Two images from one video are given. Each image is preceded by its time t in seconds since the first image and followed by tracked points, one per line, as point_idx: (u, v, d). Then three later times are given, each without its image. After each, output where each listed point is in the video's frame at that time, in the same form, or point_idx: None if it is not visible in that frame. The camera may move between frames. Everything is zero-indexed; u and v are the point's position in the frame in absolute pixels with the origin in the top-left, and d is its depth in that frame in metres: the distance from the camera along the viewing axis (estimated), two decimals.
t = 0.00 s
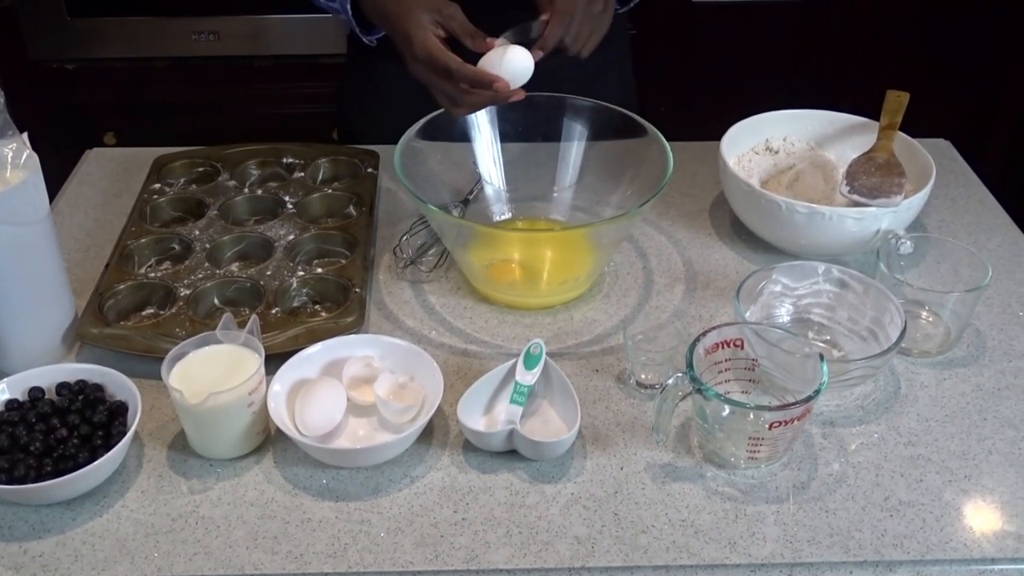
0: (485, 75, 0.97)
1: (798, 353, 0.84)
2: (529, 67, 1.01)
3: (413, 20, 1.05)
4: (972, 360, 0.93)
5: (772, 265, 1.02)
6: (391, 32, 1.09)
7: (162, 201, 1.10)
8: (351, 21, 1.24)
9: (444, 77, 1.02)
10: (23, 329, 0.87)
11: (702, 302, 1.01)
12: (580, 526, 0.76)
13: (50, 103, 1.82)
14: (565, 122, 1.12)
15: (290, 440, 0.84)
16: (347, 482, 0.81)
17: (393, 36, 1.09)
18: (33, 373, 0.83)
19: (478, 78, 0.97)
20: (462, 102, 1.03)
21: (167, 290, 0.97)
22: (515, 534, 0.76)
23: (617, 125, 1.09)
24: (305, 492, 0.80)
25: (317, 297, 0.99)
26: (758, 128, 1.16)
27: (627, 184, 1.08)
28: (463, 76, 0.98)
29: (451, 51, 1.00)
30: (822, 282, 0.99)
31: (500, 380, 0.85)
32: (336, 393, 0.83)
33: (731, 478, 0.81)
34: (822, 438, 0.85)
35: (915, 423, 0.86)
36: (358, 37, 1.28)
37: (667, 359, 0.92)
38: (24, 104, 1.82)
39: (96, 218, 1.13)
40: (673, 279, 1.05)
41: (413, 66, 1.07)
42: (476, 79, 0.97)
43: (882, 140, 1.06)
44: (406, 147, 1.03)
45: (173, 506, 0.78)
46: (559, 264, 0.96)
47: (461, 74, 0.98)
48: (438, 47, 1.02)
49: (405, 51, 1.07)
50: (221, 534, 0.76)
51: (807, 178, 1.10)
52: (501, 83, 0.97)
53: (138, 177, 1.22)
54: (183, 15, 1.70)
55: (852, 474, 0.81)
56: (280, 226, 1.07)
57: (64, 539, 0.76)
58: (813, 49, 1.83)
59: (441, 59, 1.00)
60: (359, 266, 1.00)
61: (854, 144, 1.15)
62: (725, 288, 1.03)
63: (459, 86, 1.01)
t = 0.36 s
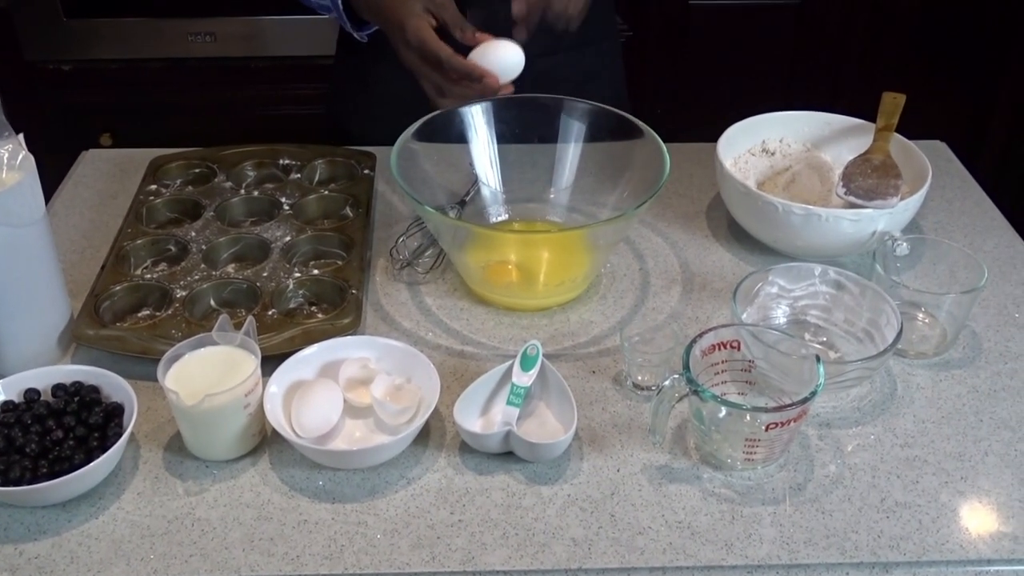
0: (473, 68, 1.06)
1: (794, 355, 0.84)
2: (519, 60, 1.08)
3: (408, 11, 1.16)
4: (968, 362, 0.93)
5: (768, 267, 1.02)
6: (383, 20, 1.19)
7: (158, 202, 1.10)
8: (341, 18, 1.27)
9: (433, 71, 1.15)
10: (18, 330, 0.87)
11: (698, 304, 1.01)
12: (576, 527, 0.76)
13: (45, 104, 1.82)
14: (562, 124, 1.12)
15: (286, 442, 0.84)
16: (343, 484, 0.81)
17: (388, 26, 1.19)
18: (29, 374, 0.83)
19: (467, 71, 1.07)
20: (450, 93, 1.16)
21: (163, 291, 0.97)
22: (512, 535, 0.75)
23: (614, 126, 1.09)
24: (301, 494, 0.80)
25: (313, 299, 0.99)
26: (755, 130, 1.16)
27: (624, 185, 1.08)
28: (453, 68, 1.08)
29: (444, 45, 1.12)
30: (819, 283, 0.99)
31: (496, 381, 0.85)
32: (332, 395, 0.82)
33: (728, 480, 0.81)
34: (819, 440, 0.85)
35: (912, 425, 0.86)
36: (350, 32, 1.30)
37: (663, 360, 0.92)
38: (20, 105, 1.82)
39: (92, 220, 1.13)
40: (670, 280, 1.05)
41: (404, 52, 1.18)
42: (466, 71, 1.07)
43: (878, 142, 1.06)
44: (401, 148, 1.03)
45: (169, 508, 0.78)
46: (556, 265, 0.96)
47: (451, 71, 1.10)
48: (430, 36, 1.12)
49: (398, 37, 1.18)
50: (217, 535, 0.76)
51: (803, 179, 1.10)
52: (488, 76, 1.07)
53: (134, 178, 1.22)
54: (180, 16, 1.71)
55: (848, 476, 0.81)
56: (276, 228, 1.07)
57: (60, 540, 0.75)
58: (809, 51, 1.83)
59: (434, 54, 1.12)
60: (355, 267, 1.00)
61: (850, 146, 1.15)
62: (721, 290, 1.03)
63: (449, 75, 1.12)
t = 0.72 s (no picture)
0: (463, 76, 1.00)
1: (792, 356, 0.84)
2: (511, 75, 1.02)
3: (404, 9, 1.08)
4: (966, 363, 0.93)
5: (766, 268, 1.03)
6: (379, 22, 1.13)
7: (156, 203, 1.10)
8: (340, 18, 1.26)
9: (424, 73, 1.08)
10: (16, 331, 0.87)
11: (696, 305, 1.01)
12: (574, 529, 0.76)
13: (44, 105, 1.82)
14: (560, 125, 1.13)
15: (284, 443, 0.84)
16: (342, 484, 0.81)
17: (384, 24, 1.12)
18: (27, 375, 0.83)
19: (459, 80, 1.01)
20: (437, 99, 1.09)
21: (161, 292, 0.97)
22: (510, 536, 0.75)
23: (613, 127, 1.09)
24: (299, 495, 0.80)
25: (312, 300, 0.99)
26: (753, 132, 1.16)
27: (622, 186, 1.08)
28: (444, 73, 1.01)
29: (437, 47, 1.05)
30: (817, 284, 0.99)
31: (495, 382, 0.85)
32: (330, 395, 0.82)
33: (726, 481, 0.81)
34: (817, 441, 0.85)
35: (910, 426, 0.86)
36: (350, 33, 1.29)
37: (662, 361, 0.92)
38: (18, 105, 1.82)
39: (91, 220, 1.13)
40: (668, 281, 1.05)
41: (396, 51, 1.11)
42: (455, 78, 1.01)
43: (877, 143, 1.05)
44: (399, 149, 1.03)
45: (167, 509, 0.78)
46: (554, 266, 0.96)
47: (443, 73, 1.02)
48: (424, 37, 1.05)
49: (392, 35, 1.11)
50: (216, 537, 0.76)
51: (801, 180, 1.10)
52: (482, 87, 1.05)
53: (133, 179, 1.22)
54: (179, 17, 1.71)
55: (846, 477, 0.81)
56: (274, 228, 1.07)
57: (58, 541, 0.75)
58: (808, 52, 1.84)
59: (426, 50, 1.04)
60: (354, 268, 1.00)
61: (848, 147, 1.15)
62: (719, 291, 1.03)
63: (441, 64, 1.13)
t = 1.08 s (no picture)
0: (436, 78, 1.03)
1: (792, 357, 0.84)
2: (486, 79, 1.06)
3: (374, 11, 1.12)
4: (966, 364, 0.93)
5: (766, 269, 1.03)
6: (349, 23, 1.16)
7: (156, 204, 1.10)
8: (313, 18, 1.26)
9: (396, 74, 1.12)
10: (16, 333, 0.87)
11: (697, 306, 1.01)
12: (575, 530, 0.76)
13: (44, 106, 1.82)
14: (560, 127, 1.13)
15: (285, 444, 0.84)
16: (342, 485, 0.81)
17: (355, 25, 1.15)
18: (27, 376, 0.83)
19: (431, 82, 1.04)
20: (408, 102, 1.13)
21: (161, 293, 0.97)
22: (511, 538, 0.75)
23: (613, 128, 1.09)
24: (299, 496, 0.80)
25: (312, 301, 0.99)
26: (753, 133, 1.16)
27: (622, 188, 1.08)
28: (416, 75, 1.05)
29: (407, 49, 1.08)
30: (817, 286, 0.99)
31: (495, 383, 0.85)
32: (330, 396, 0.82)
33: (726, 482, 0.81)
34: (817, 442, 0.85)
35: (910, 427, 0.86)
36: (321, 32, 1.29)
37: (662, 362, 0.92)
38: (18, 106, 1.82)
39: (91, 222, 1.13)
40: (668, 283, 1.05)
41: (367, 51, 1.14)
42: (429, 80, 1.04)
43: (877, 145, 1.05)
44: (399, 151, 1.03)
45: (167, 511, 0.78)
46: (554, 266, 0.96)
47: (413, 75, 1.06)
48: (395, 38, 1.10)
49: (362, 37, 1.14)
50: (216, 538, 0.75)
51: (801, 181, 1.10)
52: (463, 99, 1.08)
53: (133, 180, 1.22)
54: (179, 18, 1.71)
55: (847, 478, 0.81)
56: (274, 230, 1.07)
57: (58, 543, 0.75)
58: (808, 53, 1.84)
59: (397, 53, 1.08)
60: (354, 269, 1.00)
61: (848, 149, 1.15)
62: (719, 292, 1.03)
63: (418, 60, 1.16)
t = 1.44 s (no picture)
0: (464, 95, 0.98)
1: (792, 357, 0.84)
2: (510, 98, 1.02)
3: (399, 28, 1.05)
4: (966, 364, 0.93)
5: (766, 269, 1.02)
6: (371, 42, 1.09)
7: (156, 205, 1.10)
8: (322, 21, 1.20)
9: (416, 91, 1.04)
10: (17, 333, 0.87)
11: (697, 307, 1.01)
12: (575, 530, 0.76)
13: (44, 106, 1.82)
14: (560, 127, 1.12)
15: (285, 444, 0.84)
16: (343, 486, 0.81)
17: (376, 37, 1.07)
18: (28, 376, 0.83)
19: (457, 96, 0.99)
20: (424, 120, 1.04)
21: (161, 294, 0.97)
22: (511, 538, 0.75)
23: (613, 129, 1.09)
24: (300, 496, 0.80)
25: (312, 301, 0.99)
26: (753, 134, 1.16)
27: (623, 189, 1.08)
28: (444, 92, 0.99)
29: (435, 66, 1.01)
30: (817, 286, 0.99)
31: (496, 383, 0.85)
32: (330, 397, 0.82)
33: (726, 482, 0.81)
34: (817, 442, 0.85)
35: (910, 427, 0.86)
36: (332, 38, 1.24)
37: (662, 363, 0.92)
38: (18, 106, 1.82)
39: (91, 222, 1.13)
40: (668, 283, 1.05)
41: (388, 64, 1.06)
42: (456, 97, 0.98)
43: (877, 145, 1.06)
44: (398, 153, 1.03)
45: (167, 511, 0.78)
46: (554, 267, 0.96)
47: (439, 91, 1.00)
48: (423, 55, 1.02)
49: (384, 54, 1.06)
50: (216, 538, 0.75)
51: (801, 182, 1.10)
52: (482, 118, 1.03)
53: (133, 181, 1.22)
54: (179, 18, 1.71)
55: (847, 478, 0.81)
56: (275, 230, 1.07)
57: (58, 543, 0.75)
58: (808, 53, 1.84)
59: (422, 70, 1.01)
60: (354, 269, 1.00)
61: (848, 149, 1.16)
62: (719, 292, 1.03)
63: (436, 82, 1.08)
